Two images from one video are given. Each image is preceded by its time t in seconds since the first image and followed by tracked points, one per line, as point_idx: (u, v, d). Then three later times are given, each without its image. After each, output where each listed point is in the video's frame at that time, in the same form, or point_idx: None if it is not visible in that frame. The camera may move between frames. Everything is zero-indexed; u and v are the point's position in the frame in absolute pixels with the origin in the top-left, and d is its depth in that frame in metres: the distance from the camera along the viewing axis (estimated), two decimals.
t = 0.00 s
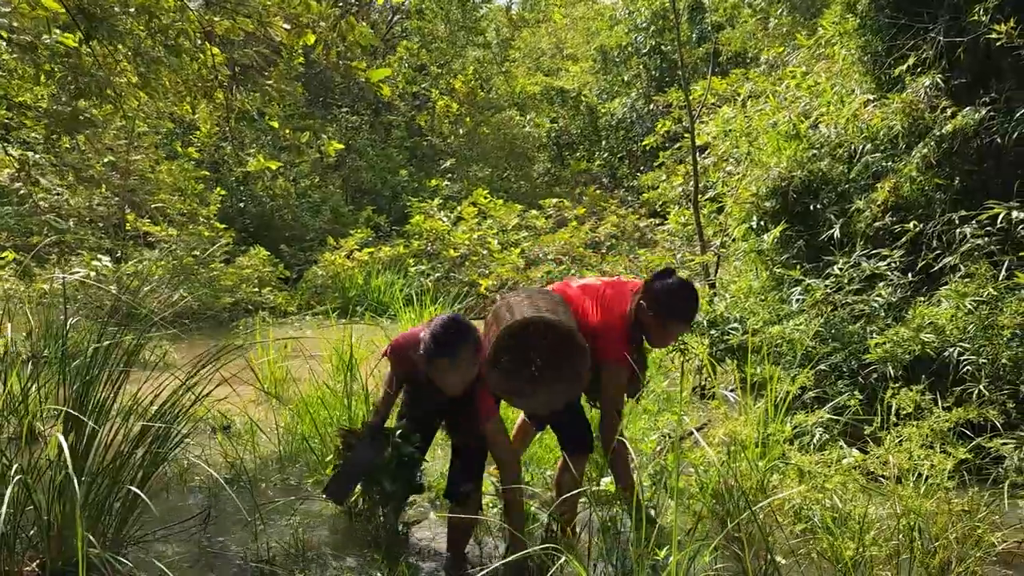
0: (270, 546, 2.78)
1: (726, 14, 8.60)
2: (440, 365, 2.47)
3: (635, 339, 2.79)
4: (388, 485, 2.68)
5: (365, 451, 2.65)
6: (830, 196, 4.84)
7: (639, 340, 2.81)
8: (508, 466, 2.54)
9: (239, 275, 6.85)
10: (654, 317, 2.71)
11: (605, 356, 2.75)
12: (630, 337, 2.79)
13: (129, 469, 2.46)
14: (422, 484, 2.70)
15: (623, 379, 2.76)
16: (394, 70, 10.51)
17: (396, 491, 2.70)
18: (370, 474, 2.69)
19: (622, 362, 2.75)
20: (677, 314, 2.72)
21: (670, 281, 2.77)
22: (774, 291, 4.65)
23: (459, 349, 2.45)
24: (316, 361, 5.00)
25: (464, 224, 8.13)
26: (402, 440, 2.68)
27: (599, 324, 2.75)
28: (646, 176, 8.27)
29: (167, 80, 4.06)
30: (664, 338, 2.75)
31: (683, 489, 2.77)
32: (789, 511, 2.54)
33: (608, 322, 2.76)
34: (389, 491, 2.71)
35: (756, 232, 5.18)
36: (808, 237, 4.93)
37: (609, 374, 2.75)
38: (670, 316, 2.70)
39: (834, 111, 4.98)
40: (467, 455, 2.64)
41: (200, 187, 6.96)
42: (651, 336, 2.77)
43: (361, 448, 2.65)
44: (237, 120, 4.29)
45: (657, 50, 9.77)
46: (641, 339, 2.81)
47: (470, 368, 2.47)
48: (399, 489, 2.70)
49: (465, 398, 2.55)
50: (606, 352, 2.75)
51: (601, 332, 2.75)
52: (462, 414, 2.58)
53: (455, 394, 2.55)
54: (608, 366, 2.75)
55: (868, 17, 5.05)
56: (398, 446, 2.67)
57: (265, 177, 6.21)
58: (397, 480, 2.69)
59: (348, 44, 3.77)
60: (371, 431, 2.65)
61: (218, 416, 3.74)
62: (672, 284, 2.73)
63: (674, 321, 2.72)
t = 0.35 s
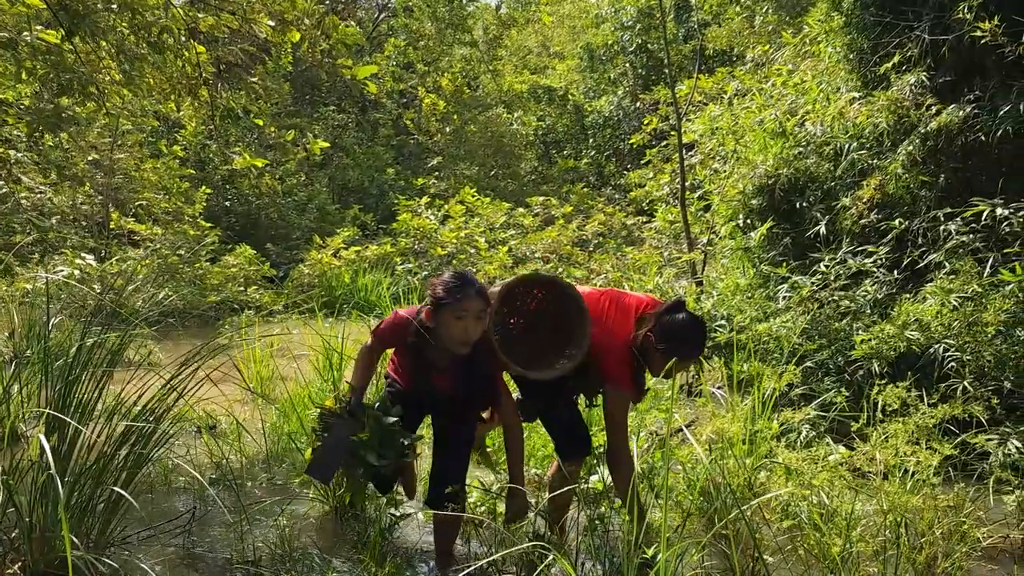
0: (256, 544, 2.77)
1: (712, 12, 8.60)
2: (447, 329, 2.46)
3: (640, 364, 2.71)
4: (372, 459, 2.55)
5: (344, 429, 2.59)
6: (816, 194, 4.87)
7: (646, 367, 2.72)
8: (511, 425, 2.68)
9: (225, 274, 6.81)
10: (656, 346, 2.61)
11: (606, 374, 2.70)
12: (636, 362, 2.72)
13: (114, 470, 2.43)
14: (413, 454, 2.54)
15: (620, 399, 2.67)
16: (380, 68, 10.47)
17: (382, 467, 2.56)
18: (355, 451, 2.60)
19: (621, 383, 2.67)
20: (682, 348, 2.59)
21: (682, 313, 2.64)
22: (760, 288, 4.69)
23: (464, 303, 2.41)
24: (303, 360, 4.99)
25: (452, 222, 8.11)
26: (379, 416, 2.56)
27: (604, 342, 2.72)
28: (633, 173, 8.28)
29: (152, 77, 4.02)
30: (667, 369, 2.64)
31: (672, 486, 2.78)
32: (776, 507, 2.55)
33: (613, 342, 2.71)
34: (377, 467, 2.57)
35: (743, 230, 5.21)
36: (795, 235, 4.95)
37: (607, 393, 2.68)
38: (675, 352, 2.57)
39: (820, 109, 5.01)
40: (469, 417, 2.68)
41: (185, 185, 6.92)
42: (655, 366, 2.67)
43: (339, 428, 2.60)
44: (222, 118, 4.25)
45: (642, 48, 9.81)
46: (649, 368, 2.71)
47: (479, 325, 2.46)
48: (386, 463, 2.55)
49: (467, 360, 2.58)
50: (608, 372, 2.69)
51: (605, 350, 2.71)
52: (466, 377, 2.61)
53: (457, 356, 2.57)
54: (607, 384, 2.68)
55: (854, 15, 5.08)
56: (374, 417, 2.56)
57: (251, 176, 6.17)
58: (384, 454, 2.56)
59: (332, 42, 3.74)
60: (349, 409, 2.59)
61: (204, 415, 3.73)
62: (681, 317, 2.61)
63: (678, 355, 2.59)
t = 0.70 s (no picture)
0: (243, 546, 2.74)
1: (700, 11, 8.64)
2: (422, 289, 2.26)
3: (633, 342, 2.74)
4: (348, 447, 2.29)
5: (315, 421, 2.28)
6: (803, 193, 4.89)
7: (639, 346, 2.76)
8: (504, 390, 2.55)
9: (212, 274, 6.77)
10: (653, 327, 2.67)
11: (598, 348, 2.68)
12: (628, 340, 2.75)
13: (97, 471, 2.40)
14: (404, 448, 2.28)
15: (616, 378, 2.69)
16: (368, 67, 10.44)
17: (358, 453, 2.31)
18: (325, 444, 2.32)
19: (614, 358, 2.67)
20: (679, 330, 2.66)
21: (676, 294, 2.71)
22: (748, 287, 4.72)
23: (437, 256, 2.24)
24: (290, 359, 4.97)
25: (440, 221, 8.10)
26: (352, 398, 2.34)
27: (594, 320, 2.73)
28: (621, 172, 8.29)
29: (138, 75, 3.99)
30: (661, 347, 2.70)
31: (660, 484, 2.78)
32: (764, 505, 2.56)
33: (605, 320, 2.72)
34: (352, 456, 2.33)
35: (730, 229, 5.24)
36: (782, 234, 4.97)
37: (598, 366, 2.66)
38: (675, 334, 2.66)
39: (806, 108, 5.03)
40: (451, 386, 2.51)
41: (171, 184, 6.87)
42: (648, 346, 2.73)
43: (306, 421, 2.29)
44: (208, 117, 4.23)
45: (630, 47, 9.84)
46: (641, 348, 2.76)
47: (454, 281, 2.27)
48: (362, 450, 2.31)
49: (445, 328, 2.37)
50: (600, 347, 2.68)
51: (596, 326, 2.71)
52: (445, 348, 2.40)
53: (435, 323, 2.37)
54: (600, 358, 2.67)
55: (839, 14, 5.11)
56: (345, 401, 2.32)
57: (237, 174, 6.14)
58: (360, 440, 2.31)
59: (319, 40, 3.65)
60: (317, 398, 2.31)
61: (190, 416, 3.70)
62: (675, 297, 2.68)
63: (672, 334, 2.66)
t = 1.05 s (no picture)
0: (232, 550, 2.72)
1: (689, 11, 8.64)
2: (393, 276, 2.24)
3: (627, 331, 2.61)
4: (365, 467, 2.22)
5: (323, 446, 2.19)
6: (793, 192, 4.90)
7: (633, 336, 2.63)
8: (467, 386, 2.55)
9: (201, 275, 6.73)
10: (642, 312, 2.56)
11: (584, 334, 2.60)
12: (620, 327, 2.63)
13: (84, 475, 2.36)
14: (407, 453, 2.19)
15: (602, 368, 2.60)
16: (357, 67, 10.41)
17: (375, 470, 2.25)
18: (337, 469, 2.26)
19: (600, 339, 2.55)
20: (668, 315, 2.55)
21: (666, 277, 2.58)
22: (738, 285, 4.73)
23: (412, 243, 2.23)
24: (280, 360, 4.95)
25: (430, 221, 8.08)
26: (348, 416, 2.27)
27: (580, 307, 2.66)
28: (611, 172, 8.29)
29: (124, 76, 3.94)
30: (651, 332, 2.59)
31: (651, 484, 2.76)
32: (755, 503, 2.55)
33: (592, 304, 2.64)
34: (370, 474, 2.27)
35: (721, 229, 5.25)
36: (772, 233, 4.98)
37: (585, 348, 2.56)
38: (663, 318, 2.55)
39: (795, 106, 5.05)
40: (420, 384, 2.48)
41: (159, 185, 6.82)
42: (642, 333, 2.61)
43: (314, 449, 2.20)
44: (196, 118, 4.20)
45: (620, 47, 9.83)
46: (635, 337, 2.63)
47: (426, 267, 2.25)
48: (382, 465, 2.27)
49: (415, 317, 2.34)
50: (587, 328, 2.59)
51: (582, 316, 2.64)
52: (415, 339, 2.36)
53: (405, 312, 2.34)
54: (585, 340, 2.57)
55: (829, 13, 5.12)
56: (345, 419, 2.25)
57: (226, 175, 6.09)
58: (377, 455, 2.26)
59: (307, 39, 3.57)
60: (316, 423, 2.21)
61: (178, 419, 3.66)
62: (665, 278, 2.55)
63: (661, 317, 2.55)
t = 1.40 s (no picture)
0: (222, 558, 2.69)
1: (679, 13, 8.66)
2: (443, 275, 2.22)
3: (628, 326, 2.68)
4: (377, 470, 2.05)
5: (346, 443, 1.99)
6: (783, 193, 4.91)
7: (633, 330, 2.69)
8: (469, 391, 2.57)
9: (191, 280, 6.69)
10: (642, 305, 2.61)
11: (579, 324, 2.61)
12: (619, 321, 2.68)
13: (73, 483, 2.33)
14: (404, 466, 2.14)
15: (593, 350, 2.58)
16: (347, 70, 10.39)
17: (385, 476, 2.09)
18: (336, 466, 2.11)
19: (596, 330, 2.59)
20: (664, 306, 2.60)
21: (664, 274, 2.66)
22: (730, 287, 4.75)
23: (463, 243, 2.23)
24: (270, 365, 4.92)
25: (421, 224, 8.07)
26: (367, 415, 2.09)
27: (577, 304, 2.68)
28: (602, 174, 8.29)
29: (112, 80, 3.91)
30: (651, 325, 2.64)
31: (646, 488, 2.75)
32: (749, 506, 2.55)
33: (594, 300, 2.66)
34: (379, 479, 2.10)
35: (712, 231, 5.27)
36: (762, 234, 5.00)
37: (578, 337, 2.59)
38: (661, 309, 2.60)
39: (785, 108, 5.09)
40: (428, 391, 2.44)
41: (149, 190, 6.78)
42: (643, 328, 2.67)
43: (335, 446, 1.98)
44: (186, 122, 4.18)
45: (610, 49, 9.84)
46: (635, 332, 2.70)
47: (474, 269, 2.26)
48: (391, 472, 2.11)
49: (447, 316, 2.34)
50: (582, 319, 2.62)
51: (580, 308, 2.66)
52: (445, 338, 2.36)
53: (439, 310, 2.33)
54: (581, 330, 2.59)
55: (818, 15, 5.14)
56: (365, 418, 2.07)
57: (216, 179, 6.06)
58: (390, 461, 2.10)
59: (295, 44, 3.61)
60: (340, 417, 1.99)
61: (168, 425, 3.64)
62: (663, 273, 2.63)
63: (661, 310, 2.61)
